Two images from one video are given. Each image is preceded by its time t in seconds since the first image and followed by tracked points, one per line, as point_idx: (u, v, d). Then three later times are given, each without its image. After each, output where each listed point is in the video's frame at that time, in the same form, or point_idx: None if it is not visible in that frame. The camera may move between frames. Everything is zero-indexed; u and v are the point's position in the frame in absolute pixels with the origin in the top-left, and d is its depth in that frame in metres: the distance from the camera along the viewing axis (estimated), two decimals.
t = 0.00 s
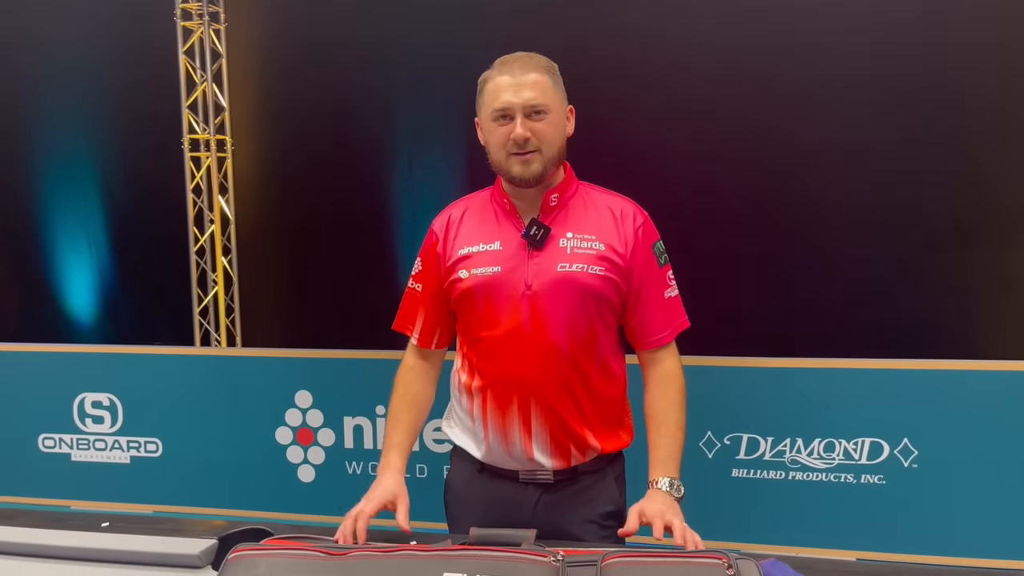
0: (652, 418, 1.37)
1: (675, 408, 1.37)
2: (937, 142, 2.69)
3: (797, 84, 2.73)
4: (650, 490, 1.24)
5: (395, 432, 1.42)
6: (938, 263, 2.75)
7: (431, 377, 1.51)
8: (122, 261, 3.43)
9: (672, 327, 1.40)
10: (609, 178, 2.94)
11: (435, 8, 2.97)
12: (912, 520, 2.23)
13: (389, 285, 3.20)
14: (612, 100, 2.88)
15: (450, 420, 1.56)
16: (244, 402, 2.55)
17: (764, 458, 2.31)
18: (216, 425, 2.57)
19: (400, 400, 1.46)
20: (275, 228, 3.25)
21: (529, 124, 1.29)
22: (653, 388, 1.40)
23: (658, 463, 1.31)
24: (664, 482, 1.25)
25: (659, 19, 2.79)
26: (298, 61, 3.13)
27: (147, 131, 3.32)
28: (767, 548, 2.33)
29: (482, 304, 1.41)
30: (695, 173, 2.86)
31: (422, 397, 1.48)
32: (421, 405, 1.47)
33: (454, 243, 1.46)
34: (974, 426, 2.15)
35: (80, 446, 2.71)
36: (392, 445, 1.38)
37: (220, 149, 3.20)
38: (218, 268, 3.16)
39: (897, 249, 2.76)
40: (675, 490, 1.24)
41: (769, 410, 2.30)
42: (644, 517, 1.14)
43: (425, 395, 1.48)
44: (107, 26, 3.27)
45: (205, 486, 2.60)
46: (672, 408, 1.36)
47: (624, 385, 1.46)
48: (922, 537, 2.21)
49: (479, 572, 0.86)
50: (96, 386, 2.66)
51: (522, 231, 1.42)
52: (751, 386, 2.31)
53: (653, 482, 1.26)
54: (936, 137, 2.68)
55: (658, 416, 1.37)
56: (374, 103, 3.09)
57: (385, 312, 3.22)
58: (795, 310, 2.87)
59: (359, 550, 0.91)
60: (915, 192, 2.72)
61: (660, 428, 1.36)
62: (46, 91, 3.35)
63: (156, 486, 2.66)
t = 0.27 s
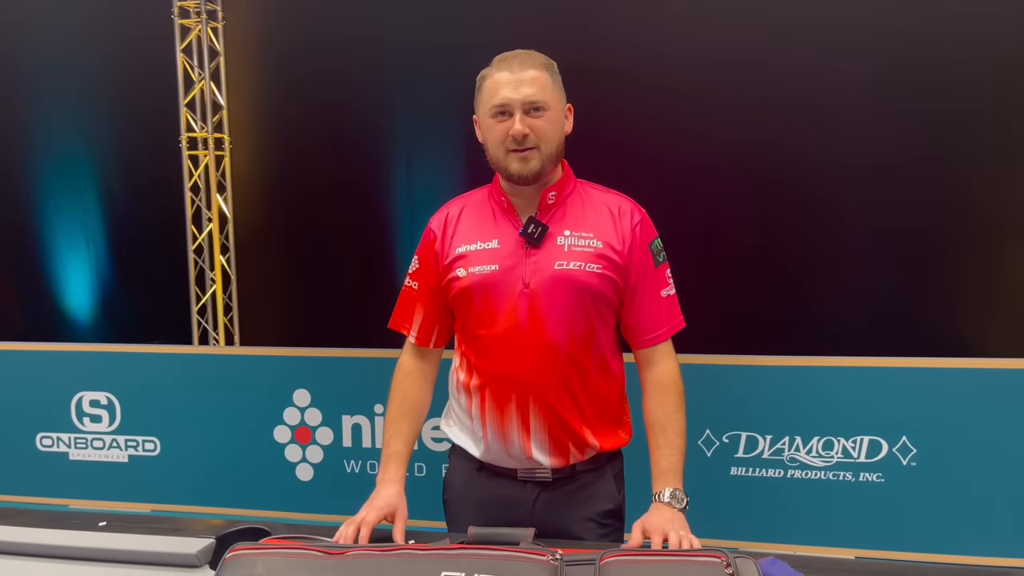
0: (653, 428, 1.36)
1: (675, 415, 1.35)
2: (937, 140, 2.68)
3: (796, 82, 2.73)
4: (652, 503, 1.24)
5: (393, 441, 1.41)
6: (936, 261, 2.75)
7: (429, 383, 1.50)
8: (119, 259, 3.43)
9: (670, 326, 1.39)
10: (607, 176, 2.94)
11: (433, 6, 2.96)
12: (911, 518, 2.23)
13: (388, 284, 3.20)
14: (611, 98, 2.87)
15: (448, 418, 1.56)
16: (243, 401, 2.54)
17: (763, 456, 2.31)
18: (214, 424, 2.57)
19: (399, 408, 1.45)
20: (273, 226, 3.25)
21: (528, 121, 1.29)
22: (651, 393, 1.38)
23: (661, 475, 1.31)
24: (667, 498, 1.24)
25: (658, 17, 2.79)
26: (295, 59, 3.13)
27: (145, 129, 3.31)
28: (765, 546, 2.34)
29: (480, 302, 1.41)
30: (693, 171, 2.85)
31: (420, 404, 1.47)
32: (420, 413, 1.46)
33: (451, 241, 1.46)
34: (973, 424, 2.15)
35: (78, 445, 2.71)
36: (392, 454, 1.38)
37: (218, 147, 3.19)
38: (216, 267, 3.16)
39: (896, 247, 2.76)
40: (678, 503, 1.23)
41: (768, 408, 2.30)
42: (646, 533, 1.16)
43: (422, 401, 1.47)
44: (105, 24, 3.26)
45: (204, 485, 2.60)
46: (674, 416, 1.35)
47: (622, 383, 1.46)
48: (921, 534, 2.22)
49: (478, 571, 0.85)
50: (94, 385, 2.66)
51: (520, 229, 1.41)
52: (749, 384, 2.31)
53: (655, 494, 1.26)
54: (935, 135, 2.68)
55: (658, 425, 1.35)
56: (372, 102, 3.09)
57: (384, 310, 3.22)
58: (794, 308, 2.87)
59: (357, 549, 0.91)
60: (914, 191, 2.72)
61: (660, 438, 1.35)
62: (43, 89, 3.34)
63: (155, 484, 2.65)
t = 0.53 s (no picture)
0: (652, 433, 1.34)
1: (673, 418, 1.34)
2: (936, 139, 2.69)
3: (796, 82, 2.73)
4: (651, 510, 1.23)
5: (391, 438, 1.40)
6: (935, 260, 2.75)
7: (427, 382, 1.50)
8: (118, 259, 3.43)
9: (669, 327, 1.39)
10: (606, 175, 2.93)
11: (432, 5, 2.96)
12: (910, 517, 2.23)
13: (386, 283, 3.20)
14: (610, 97, 2.87)
15: (447, 417, 1.56)
16: (242, 401, 2.54)
17: (762, 455, 2.32)
18: (213, 424, 2.57)
19: (398, 406, 1.45)
20: (273, 225, 3.24)
21: (533, 117, 1.29)
22: (648, 395, 1.37)
23: (660, 481, 1.30)
24: (667, 503, 1.23)
25: (657, 16, 2.78)
26: (295, 58, 3.12)
27: (144, 128, 3.31)
28: (764, 545, 2.34)
29: (479, 302, 1.41)
30: (692, 170, 2.85)
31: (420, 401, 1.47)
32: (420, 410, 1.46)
33: (451, 239, 1.46)
34: (971, 424, 2.15)
35: (77, 445, 2.71)
36: (388, 452, 1.37)
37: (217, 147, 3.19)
38: (215, 266, 3.15)
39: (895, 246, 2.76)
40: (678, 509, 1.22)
41: (766, 407, 2.30)
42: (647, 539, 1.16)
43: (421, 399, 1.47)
44: (103, 23, 3.26)
45: (202, 484, 2.60)
46: (672, 421, 1.34)
47: (621, 383, 1.46)
48: (920, 533, 2.22)
49: (477, 570, 0.85)
50: (93, 384, 2.66)
51: (520, 229, 1.41)
52: (748, 383, 2.31)
53: (654, 501, 1.25)
54: (934, 134, 2.69)
55: (657, 429, 1.34)
56: (371, 100, 3.09)
57: (383, 309, 3.22)
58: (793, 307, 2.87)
59: (356, 549, 0.91)
60: (914, 191, 2.73)
61: (659, 443, 1.33)
62: (42, 87, 3.33)
63: (154, 484, 2.65)
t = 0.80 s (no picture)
0: (647, 438, 1.35)
1: (669, 424, 1.34)
2: (936, 137, 2.69)
3: (796, 80, 2.73)
4: (648, 517, 1.25)
5: (385, 431, 1.42)
6: (935, 259, 2.75)
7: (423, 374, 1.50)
8: (116, 258, 3.42)
9: (668, 328, 1.38)
10: (605, 174, 2.93)
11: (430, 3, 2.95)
12: (909, 516, 2.23)
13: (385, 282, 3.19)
14: (609, 96, 2.87)
15: (446, 415, 1.56)
16: (240, 400, 2.54)
17: (761, 454, 2.32)
18: (212, 423, 2.56)
19: (392, 399, 1.46)
20: (271, 223, 3.24)
21: (537, 117, 1.29)
22: (644, 399, 1.36)
23: (657, 488, 1.31)
24: (664, 510, 1.25)
25: (656, 14, 2.78)
26: (294, 56, 3.12)
27: (142, 127, 3.30)
28: (763, 543, 2.34)
29: (479, 300, 1.40)
30: (691, 168, 2.85)
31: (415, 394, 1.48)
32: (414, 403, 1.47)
33: (451, 236, 1.45)
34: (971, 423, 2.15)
35: (75, 444, 2.70)
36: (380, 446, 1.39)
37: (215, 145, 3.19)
38: (213, 265, 3.15)
39: (894, 244, 2.76)
40: (674, 516, 1.25)
41: (765, 406, 2.30)
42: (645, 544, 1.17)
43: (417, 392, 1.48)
44: (101, 22, 3.25)
45: (201, 483, 2.60)
46: (668, 426, 1.34)
47: (621, 383, 1.46)
48: (918, 532, 2.22)
49: (477, 569, 0.85)
50: (91, 383, 2.65)
51: (522, 228, 1.41)
52: (748, 381, 2.31)
53: (650, 508, 1.27)
54: (934, 133, 2.68)
55: (652, 435, 1.34)
56: (370, 99, 3.08)
57: (381, 307, 3.21)
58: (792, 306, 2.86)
59: (355, 548, 0.91)
60: (914, 190, 2.72)
61: (654, 450, 1.34)
62: (40, 86, 3.32)
63: (152, 483, 2.65)
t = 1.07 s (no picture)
0: (647, 439, 1.34)
1: (669, 425, 1.33)
2: (936, 136, 2.68)
3: (796, 78, 2.72)
4: (647, 518, 1.25)
5: (381, 442, 1.40)
6: (934, 257, 2.75)
7: (422, 380, 1.47)
8: (114, 256, 3.41)
9: (667, 328, 1.37)
10: (603, 172, 2.93)
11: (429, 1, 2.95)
12: (907, 514, 2.23)
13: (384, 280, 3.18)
14: (607, 94, 2.86)
15: (445, 414, 1.55)
16: (238, 399, 2.54)
17: (760, 452, 2.31)
18: (210, 422, 2.56)
19: (390, 406, 1.43)
20: (270, 222, 3.23)
21: (533, 119, 1.29)
22: (643, 399, 1.36)
23: (656, 489, 1.31)
24: (663, 511, 1.25)
25: (654, 12, 2.77)
26: (292, 54, 3.11)
27: (139, 125, 3.29)
28: (762, 542, 2.34)
29: (477, 300, 1.40)
30: (690, 167, 2.85)
31: (413, 401, 1.44)
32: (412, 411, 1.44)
33: (450, 235, 1.45)
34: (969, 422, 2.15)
35: (73, 443, 2.70)
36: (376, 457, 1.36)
37: (214, 144, 3.18)
38: (212, 264, 3.14)
39: (893, 243, 2.76)
40: (674, 517, 1.25)
41: (764, 404, 2.30)
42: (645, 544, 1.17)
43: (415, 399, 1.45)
44: (98, 20, 3.24)
45: (199, 482, 2.59)
46: (667, 426, 1.33)
47: (620, 382, 1.46)
48: (917, 531, 2.22)
49: (476, 569, 0.85)
50: (89, 382, 2.65)
51: (521, 228, 1.41)
52: (746, 380, 2.30)
53: (650, 509, 1.27)
54: (934, 131, 2.68)
55: (652, 436, 1.33)
56: (369, 97, 3.07)
57: (380, 306, 3.21)
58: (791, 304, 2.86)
59: (353, 548, 0.91)
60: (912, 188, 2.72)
61: (654, 451, 1.34)
62: (37, 84, 3.31)
63: (150, 482, 2.65)
